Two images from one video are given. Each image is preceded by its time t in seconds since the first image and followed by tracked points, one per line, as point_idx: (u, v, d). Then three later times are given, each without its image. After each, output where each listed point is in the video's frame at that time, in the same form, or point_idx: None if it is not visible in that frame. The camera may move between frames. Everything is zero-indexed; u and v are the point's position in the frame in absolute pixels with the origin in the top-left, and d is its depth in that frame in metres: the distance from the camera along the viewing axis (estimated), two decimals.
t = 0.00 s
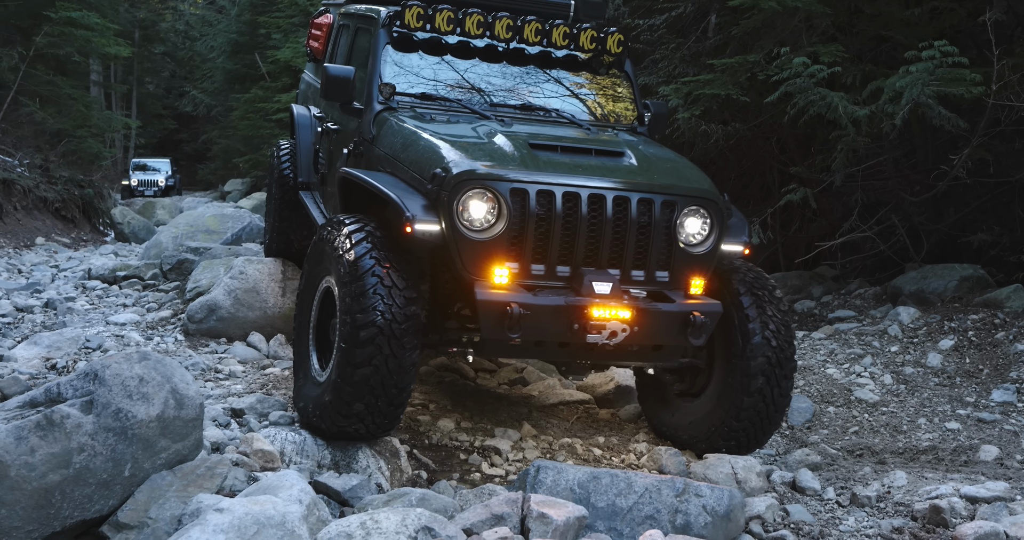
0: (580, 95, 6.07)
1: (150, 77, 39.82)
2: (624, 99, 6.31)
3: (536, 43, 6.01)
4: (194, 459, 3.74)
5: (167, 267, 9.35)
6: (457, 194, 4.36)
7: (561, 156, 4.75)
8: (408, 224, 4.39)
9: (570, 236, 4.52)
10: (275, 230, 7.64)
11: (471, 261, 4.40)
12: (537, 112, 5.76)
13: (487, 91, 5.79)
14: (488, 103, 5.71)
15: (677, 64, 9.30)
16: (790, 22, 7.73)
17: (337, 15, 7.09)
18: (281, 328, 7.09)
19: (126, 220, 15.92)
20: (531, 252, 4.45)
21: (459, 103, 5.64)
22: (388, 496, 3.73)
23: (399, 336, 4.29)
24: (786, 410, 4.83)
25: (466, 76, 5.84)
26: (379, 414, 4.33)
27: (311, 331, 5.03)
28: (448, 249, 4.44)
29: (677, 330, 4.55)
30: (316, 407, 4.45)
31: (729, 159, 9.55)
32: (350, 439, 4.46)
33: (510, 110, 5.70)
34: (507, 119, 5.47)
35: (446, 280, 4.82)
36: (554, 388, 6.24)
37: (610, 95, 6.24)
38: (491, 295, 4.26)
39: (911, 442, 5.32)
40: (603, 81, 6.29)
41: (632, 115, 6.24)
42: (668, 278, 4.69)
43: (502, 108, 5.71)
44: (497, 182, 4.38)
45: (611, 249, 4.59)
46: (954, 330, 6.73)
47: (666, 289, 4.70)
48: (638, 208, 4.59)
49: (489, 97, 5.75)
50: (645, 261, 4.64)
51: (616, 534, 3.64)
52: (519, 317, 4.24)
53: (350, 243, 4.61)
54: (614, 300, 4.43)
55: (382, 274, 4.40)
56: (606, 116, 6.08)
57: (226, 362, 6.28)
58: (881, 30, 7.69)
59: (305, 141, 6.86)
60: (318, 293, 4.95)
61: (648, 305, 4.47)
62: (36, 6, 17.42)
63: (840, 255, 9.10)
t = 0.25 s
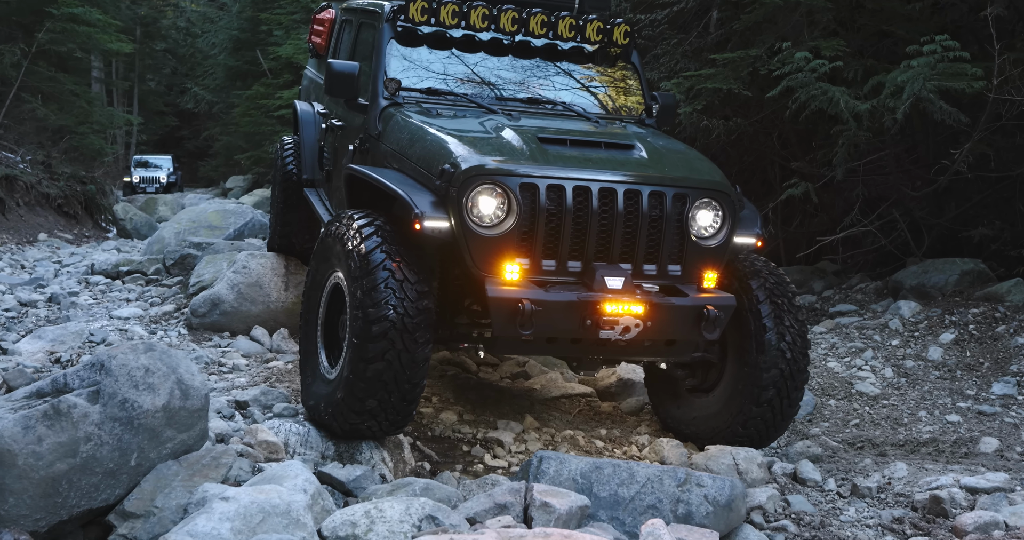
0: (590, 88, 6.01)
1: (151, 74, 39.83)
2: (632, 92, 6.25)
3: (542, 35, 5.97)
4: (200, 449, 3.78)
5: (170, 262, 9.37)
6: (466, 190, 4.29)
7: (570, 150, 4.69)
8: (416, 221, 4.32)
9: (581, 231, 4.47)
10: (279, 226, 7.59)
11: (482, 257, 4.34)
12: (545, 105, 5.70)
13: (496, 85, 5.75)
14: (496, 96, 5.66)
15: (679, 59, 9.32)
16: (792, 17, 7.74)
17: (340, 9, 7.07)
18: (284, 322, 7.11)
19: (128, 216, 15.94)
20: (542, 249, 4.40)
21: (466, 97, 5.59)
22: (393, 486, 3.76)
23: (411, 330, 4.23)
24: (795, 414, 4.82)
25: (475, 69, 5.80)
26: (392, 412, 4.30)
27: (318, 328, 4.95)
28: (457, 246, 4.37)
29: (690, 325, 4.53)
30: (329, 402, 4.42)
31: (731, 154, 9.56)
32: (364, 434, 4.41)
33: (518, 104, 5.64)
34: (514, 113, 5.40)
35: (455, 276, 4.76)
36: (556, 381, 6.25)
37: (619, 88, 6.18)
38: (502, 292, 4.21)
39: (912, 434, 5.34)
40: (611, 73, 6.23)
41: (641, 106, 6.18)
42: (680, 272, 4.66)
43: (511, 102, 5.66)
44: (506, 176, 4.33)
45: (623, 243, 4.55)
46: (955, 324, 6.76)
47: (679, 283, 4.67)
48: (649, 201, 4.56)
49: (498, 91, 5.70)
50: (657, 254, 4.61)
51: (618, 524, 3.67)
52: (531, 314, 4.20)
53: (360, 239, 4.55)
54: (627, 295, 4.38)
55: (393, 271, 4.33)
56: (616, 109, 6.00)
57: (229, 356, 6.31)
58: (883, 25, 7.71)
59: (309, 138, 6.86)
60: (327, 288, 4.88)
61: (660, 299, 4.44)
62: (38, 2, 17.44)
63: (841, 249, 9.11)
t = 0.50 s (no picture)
0: (595, 84, 5.96)
1: (151, 71, 39.83)
2: (637, 87, 6.19)
3: (546, 31, 5.93)
4: (202, 440, 3.83)
5: (171, 258, 9.40)
6: (469, 186, 4.27)
7: (574, 146, 4.65)
8: (420, 217, 4.30)
9: (585, 227, 4.43)
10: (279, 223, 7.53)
11: (485, 253, 4.32)
12: (549, 101, 5.66)
13: (500, 81, 5.70)
14: (500, 92, 5.62)
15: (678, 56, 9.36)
16: (791, 12, 7.77)
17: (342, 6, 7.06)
18: (285, 317, 7.16)
19: (129, 213, 16.00)
20: (546, 244, 4.37)
21: (470, 93, 5.55)
22: (393, 476, 3.81)
23: (414, 331, 4.20)
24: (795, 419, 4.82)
25: (479, 65, 5.75)
26: (395, 410, 4.28)
27: (321, 325, 4.93)
28: (460, 241, 4.35)
29: (695, 322, 4.46)
30: (332, 402, 4.39)
31: (730, 150, 9.59)
32: (366, 435, 4.42)
33: (522, 100, 5.60)
34: (517, 109, 5.36)
35: (460, 272, 4.75)
36: (555, 375, 6.28)
37: (623, 84, 6.12)
38: (505, 288, 4.17)
39: (908, 427, 5.38)
40: (615, 69, 6.17)
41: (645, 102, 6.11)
42: (684, 269, 4.62)
43: (514, 97, 5.61)
44: (510, 172, 4.30)
45: (627, 239, 4.51)
46: (952, 318, 6.81)
47: (683, 280, 4.63)
48: (653, 197, 4.52)
49: (502, 87, 5.65)
50: (661, 251, 4.58)
51: (616, 514, 3.71)
52: (535, 310, 4.15)
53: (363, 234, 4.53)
54: (631, 291, 4.33)
55: (396, 267, 4.31)
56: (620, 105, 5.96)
57: (231, 350, 6.36)
58: (880, 21, 7.74)
59: (313, 132, 6.90)
60: (330, 283, 4.86)
61: (664, 295, 4.37)
62: None
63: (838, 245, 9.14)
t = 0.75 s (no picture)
0: (588, 81, 5.82)
1: (151, 70, 39.85)
2: (640, 88, 6.08)
3: (551, 31, 5.84)
4: (198, 436, 3.87)
5: (170, 256, 9.44)
6: (475, 186, 4.20)
7: (580, 146, 4.59)
8: (424, 216, 4.23)
9: (590, 228, 4.37)
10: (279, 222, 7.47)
11: (490, 255, 4.24)
12: (552, 102, 5.54)
13: (491, 75, 5.58)
14: (503, 91, 5.50)
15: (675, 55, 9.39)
16: (784, 13, 7.88)
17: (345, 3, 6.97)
18: (283, 315, 7.20)
19: (129, 211, 16.06)
20: (550, 246, 4.31)
21: (472, 91, 5.44)
22: (386, 472, 3.85)
23: (416, 336, 4.18)
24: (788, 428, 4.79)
25: (470, 61, 5.63)
26: (397, 414, 4.27)
27: (323, 325, 4.90)
28: (464, 242, 4.28)
29: (698, 325, 4.44)
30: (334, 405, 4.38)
31: (727, 149, 9.62)
32: (365, 438, 4.43)
33: (524, 99, 5.49)
34: (522, 109, 5.27)
35: (462, 273, 4.68)
36: (550, 373, 6.32)
37: (625, 84, 6.02)
38: (510, 289, 4.12)
39: (899, 424, 5.42)
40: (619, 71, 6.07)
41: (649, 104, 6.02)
42: (688, 272, 4.57)
43: (515, 97, 5.49)
44: (515, 172, 4.23)
45: (632, 241, 4.45)
46: (945, 316, 6.85)
47: (687, 282, 4.58)
48: (659, 199, 4.46)
49: (502, 86, 5.52)
50: (666, 253, 4.53)
51: (606, 508, 3.76)
52: (539, 311, 4.10)
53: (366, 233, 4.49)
54: (636, 294, 4.29)
55: (400, 270, 4.29)
56: (622, 105, 5.88)
57: (228, 348, 6.41)
58: (875, 20, 7.78)
59: (314, 130, 6.87)
60: (332, 282, 4.81)
61: (668, 298, 4.35)
62: None
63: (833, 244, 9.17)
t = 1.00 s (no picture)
0: (577, 79, 5.69)
1: (151, 70, 39.90)
2: (645, 91, 5.95)
3: (557, 33, 5.76)
4: (192, 433, 3.93)
5: (168, 256, 9.50)
6: (481, 188, 4.19)
7: (586, 151, 4.60)
8: (430, 217, 4.20)
9: (595, 233, 4.37)
10: (279, 222, 7.37)
11: (495, 257, 4.23)
12: (558, 105, 5.42)
13: (478, 72, 5.47)
14: (507, 93, 5.38)
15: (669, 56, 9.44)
16: (776, 15, 7.96)
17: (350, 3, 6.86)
18: (279, 314, 7.26)
19: (128, 212, 16.14)
20: (556, 250, 4.29)
21: (477, 92, 5.31)
22: (376, 468, 3.92)
23: (419, 344, 4.13)
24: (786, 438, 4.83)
25: (457, 57, 5.52)
26: (399, 421, 4.21)
27: (323, 330, 4.82)
28: (469, 244, 4.25)
29: (703, 333, 4.38)
30: (334, 413, 4.33)
31: (722, 150, 9.67)
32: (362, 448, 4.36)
33: (530, 102, 5.37)
34: (527, 111, 5.16)
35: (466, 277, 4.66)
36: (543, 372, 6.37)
37: (627, 87, 5.88)
38: (515, 293, 4.09)
39: (887, 421, 5.48)
40: (623, 76, 5.94)
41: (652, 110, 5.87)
42: (693, 279, 4.55)
43: (521, 100, 5.37)
44: (522, 175, 4.23)
45: (637, 247, 4.45)
46: (935, 315, 6.92)
47: (691, 289, 4.56)
48: (665, 205, 4.47)
49: (507, 89, 5.40)
50: (671, 259, 4.52)
51: (593, 504, 3.83)
52: (544, 316, 4.07)
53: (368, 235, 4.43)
54: (641, 300, 4.27)
55: (403, 275, 4.23)
56: (625, 108, 5.76)
57: (224, 347, 6.47)
58: (867, 22, 7.84)
59: (315, 126, 6.76)
60: (334, 286, 4.73)
61: (673, 305, 4.32)
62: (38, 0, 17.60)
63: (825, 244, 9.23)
